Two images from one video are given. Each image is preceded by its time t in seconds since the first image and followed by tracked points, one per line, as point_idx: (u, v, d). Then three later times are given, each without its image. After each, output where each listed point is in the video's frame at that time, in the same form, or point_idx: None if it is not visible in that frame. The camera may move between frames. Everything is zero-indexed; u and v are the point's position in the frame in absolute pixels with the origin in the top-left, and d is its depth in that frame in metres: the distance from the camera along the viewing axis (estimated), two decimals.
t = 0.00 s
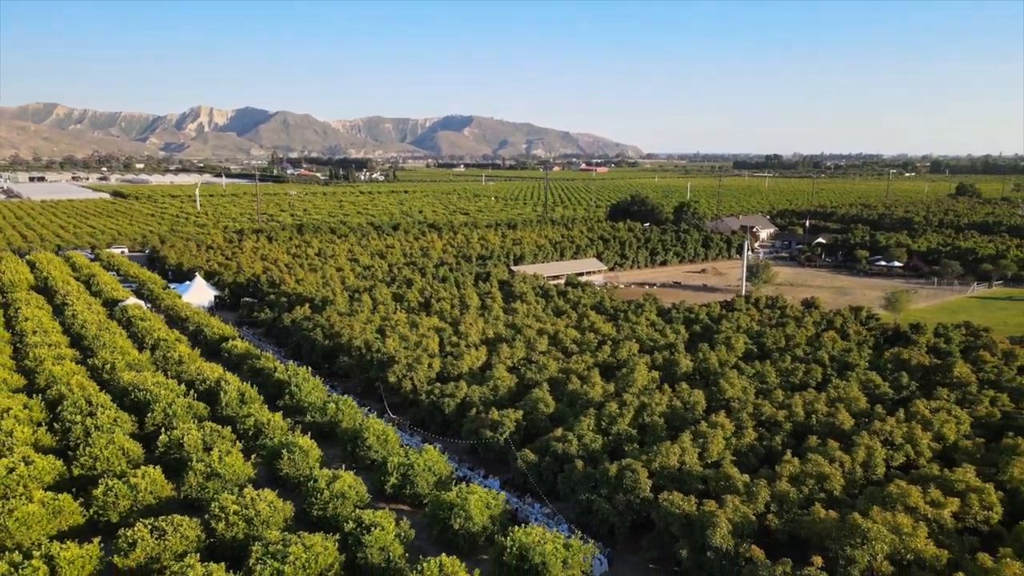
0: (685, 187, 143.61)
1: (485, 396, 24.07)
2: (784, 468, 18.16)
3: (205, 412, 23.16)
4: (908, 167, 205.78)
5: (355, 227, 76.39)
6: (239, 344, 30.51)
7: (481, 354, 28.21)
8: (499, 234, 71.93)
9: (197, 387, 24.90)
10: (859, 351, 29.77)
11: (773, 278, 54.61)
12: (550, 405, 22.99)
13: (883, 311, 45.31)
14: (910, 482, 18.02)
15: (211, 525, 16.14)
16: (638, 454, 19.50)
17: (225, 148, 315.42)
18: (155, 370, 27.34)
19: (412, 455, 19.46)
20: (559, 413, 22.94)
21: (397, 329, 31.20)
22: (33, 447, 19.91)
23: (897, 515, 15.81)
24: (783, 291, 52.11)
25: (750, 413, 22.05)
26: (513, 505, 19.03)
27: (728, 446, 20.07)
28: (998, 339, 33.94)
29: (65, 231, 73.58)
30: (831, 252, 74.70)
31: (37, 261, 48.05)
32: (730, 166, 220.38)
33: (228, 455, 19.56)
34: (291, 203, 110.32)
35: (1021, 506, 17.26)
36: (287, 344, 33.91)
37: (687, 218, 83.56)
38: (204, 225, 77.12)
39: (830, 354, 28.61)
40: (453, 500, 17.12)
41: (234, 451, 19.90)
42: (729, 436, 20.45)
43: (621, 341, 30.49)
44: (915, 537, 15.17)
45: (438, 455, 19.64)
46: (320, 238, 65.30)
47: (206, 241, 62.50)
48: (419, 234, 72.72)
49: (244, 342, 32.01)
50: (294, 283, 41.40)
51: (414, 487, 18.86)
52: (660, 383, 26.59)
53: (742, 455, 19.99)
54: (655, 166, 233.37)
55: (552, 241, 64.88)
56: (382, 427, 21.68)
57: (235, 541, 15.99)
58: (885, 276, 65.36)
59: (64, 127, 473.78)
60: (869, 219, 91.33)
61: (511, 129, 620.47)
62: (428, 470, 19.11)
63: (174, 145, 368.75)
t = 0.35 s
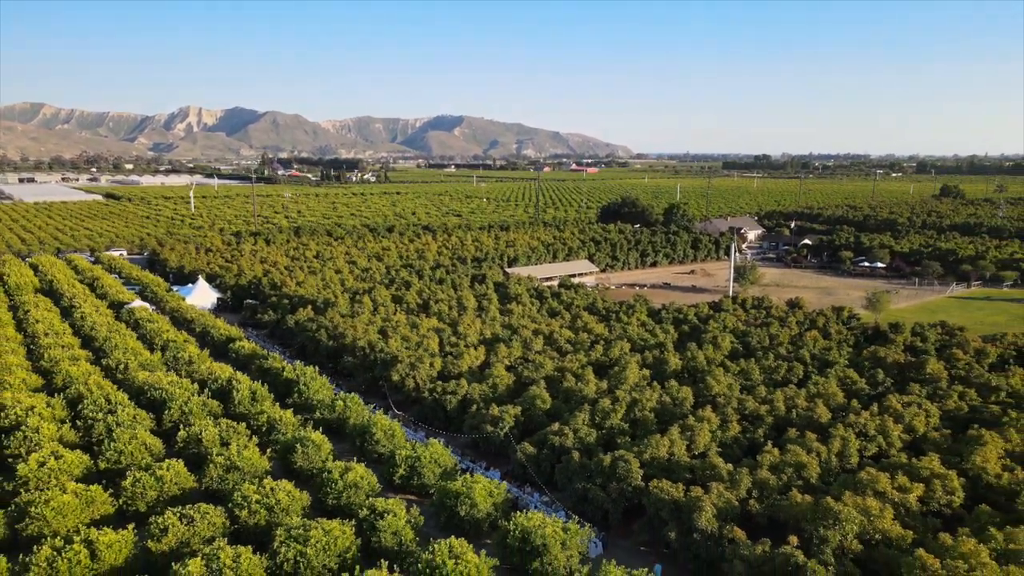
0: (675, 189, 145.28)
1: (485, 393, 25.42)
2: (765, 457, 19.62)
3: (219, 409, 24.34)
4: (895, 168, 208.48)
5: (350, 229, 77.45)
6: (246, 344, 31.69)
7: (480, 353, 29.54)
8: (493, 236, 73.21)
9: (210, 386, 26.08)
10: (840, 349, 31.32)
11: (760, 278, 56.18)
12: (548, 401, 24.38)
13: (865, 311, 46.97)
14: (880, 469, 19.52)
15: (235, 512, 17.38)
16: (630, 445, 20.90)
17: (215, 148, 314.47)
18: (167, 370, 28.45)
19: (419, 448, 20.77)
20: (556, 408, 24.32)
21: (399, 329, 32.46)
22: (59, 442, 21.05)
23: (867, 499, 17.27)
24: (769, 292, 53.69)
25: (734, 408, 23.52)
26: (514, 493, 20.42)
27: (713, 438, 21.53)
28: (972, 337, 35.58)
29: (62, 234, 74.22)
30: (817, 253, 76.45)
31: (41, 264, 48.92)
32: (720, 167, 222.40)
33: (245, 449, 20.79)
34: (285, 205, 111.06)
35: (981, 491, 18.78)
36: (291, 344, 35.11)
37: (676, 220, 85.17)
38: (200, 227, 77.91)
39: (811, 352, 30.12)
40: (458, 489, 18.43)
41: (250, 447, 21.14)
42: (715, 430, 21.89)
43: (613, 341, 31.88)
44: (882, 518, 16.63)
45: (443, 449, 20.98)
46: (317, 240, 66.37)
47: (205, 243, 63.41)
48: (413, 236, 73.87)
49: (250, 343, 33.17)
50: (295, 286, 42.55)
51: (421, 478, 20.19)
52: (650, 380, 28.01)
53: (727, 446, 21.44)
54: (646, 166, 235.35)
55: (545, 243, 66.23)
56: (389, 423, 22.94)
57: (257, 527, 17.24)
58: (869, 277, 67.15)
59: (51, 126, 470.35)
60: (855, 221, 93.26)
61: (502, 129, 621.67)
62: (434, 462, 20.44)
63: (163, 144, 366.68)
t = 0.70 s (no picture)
0: (667, 190, 146.82)
1: (487, 391, 26.62)
2: (752, 450, 20.92)
3: (233, 406, 25.44)
4: (884, 168, 210.74)
5: (347, 231, 78.47)
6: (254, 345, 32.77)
7: (481, 353, 30.73)
8: (489, 237, 74.39)
9: (222, 385, 27.18)
10: (825, 348, 32.71)
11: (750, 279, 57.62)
12: (547, 398, 25.62)
13: (851, 311, 48.42)
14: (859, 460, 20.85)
15: (256, 502, 18.52)
16: (626, 439, 22.15)
17: (208, 149, 314.23)
18: (178, 370, 29.51)
19: (426, 442, 21.96)
20: (555, 404, 25.56)
21: (401, 330, 33.59)
22: (83, 439, 22.10)
23: (846, 487, 18.57)
24: (759, 292, 55.14)
25: (724, 405, 24.80)
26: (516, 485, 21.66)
27: (704, 433, 22.82)
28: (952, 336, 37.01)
29: (61, 236, 74.90)
30: (806, 254, 78.03)
31: (46, 267, 49.81)
32: (711, 167, 224.35)
33: (261, 444, 21.91)
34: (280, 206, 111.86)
35: (952, 480, 20.11)
36: (296, 345, 36.23)
37: (669, 221, 86.57)
38: (199, 229, 78.70)
39: (797, 351, 31.47)
40: (465, 480, 19.64)
41: (265, 442, 22.27)
42: (706, 425, 23.19)
43: (609, 341, 33.14)
44: (859, 505, 17.92)
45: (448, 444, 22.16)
46: (315, 242, 67.36)
47: (205, 245, 64.32)
48: (410, 238, 74.93)
49: (257, 343, 34.26)
50: (298, 287, 43.61)
51: (428, 471, 21.37)
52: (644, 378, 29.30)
53: (717, 440, 22.73)
54: (638, 166, 237.05)
55: (540, 245, 67.49)
56: (396, 419, 24.10)
57: (276, 516, 18.39)
58: (856, 277, 68.75)
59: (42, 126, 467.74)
60: (843, 222, 94.99)
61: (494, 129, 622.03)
62: (441, 456, 21.63)
63: (156, 144, 365.49)
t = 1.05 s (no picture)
0: (659, 191, 148.47)
1: (489, 390, 27.93)
2: (740, 443, 22.36)
3: (247, 405, 26.64)
4: (872, 168, 213.32)
5: (344, 234, 79.52)
6: (263, 346, 33.96)
7: (482, 353, 32.03)
8: (484, 239, 75.68)
9: (235, 384, 28.35)
10: (811, 347, 34.24)
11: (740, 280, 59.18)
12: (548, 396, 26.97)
13: (837, 312, 50.07)
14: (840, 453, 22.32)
15: (277, 494, 19.76)
16: (622, 434, 23.53)
17: (200, 149, 313.32)
18: (190, 371, 30.64)
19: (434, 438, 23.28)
20: (555, 401, 26.92)
21: (405, 331, 34.85)
22: (107, 436, 23.24)
23: (826, 477, 20.04)
24: (748, 293, 56.71)
25: (714, 402, 26.24)
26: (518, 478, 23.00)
27: (696, 427, 24.25)
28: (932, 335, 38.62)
29: (60, 239, 75.57)
30: (795, 255, 79.78)
31: (51, 270, 50.70)
32: (702, 167, 226.39)
33: (278, 440, 23.14)
34: (276, 208, 112.29)
35: (926, 470, 21.61)
36: (302, 346, 37.45)
37: (661, 223, 88.11)
38: (196, 232, 79.51)
39: (784, 351, 32.96)
40: (472, 473, 20.96)
41: (281, 438, 23.51)
42: (698, 421, 24.62)
43: (604, 341, 34.53)
44: (839, 493, 19.38)
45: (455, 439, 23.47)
46: (314, 245, 68.43)
47: (205, 247, 65.25)
48: (407, 240, 76.12)
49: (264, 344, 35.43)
50: (301, 290, 44.76)
51: (437, 464, 22.68)
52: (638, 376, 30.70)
53: (708, 434, 24.15)
54: (630, 167, 238.78)
55: (535, 247, 68.84)
56: (404, 417, 25.40)
57: (296, 507, 19.64)
58: (843, 278, 70.50)
59: (31, 126, 464.73)
60: (831, 223, 96.86)
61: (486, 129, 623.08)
62: (448, 450, 22.94)
63: (146, 144, 364.21)
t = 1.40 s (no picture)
0: (651, 192, 150.02)
1: (492, 388, 29.11)
2: (732, 438, 23.66)
3: (259, 404, 27.72)
4: (862, 168, 215.81)
5: (342, 235, 80.47)
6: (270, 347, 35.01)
7: (483, 353, 33.22)
8: (480, 241, 76.82)
9: (247, 384, 29.42)
10: (799, 346, 35.62)
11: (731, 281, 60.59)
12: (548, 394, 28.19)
13: (826, 312, 51.54)
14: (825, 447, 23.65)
15: (295, 488, 20.90)
16: (620, 430, 24.78)
17: (192, 149, 312.54)
18: (202, 371, 31.67)
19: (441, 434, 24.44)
20: (555, 399, 28.14)
21: (408, 332, 35.99)
22: (127, 434, 24.27)
23: (811, 469, 21.36)
24: (739, 294, 58.13)
25: (706, 399, 27.53)
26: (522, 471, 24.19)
27: (689, 423, 25.53)
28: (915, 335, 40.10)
29: (59, 241, 76.16)
30: (785, 256, 81.36)
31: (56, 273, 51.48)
32: (693, 167, 228.27)
33: (291, 437, 24.24)
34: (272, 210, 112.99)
35: (906, 462, 22.97)
36: (308, 347, 38.56)
37: (653, 224, 89.49)
38: (195, 234, 80.24)
39: (773, 350, 34.31)
40: (478, 467, 22.16)
41: (295, 436, 24.61)
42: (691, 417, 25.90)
43: (600, 341, 35.79)
44: (823, 484, 20.70)
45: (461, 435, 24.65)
46: (312, 247, 69.36)
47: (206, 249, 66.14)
48: (404, 242, 77.15)
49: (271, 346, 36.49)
50: (304, 292, 45.80)
51: (444, 459, 23.85)
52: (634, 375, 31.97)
53: (702, 429, 25.42)
54: (622, 168, 240.41)
55: (530, 249, 70.06)
56: (411, 415, 26.56)
57: (312, 499, 20.77)
58: (832, 279, 72.07)
59: (21, 126, 462.12)
60: (820, 224, 98.57)
61: (479, 130, 623.97)
62: (454, 446, 24.11)
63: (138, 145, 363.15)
